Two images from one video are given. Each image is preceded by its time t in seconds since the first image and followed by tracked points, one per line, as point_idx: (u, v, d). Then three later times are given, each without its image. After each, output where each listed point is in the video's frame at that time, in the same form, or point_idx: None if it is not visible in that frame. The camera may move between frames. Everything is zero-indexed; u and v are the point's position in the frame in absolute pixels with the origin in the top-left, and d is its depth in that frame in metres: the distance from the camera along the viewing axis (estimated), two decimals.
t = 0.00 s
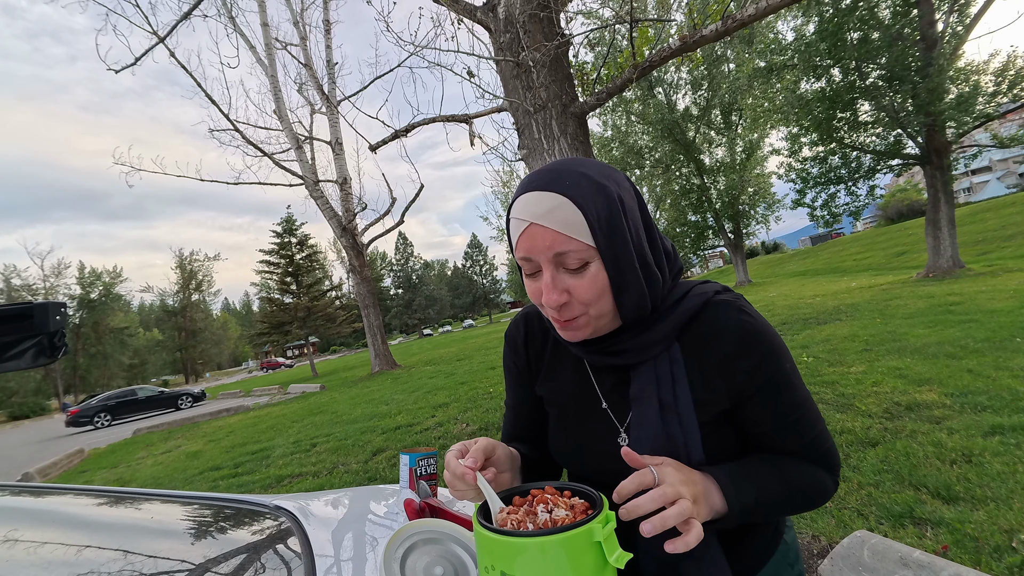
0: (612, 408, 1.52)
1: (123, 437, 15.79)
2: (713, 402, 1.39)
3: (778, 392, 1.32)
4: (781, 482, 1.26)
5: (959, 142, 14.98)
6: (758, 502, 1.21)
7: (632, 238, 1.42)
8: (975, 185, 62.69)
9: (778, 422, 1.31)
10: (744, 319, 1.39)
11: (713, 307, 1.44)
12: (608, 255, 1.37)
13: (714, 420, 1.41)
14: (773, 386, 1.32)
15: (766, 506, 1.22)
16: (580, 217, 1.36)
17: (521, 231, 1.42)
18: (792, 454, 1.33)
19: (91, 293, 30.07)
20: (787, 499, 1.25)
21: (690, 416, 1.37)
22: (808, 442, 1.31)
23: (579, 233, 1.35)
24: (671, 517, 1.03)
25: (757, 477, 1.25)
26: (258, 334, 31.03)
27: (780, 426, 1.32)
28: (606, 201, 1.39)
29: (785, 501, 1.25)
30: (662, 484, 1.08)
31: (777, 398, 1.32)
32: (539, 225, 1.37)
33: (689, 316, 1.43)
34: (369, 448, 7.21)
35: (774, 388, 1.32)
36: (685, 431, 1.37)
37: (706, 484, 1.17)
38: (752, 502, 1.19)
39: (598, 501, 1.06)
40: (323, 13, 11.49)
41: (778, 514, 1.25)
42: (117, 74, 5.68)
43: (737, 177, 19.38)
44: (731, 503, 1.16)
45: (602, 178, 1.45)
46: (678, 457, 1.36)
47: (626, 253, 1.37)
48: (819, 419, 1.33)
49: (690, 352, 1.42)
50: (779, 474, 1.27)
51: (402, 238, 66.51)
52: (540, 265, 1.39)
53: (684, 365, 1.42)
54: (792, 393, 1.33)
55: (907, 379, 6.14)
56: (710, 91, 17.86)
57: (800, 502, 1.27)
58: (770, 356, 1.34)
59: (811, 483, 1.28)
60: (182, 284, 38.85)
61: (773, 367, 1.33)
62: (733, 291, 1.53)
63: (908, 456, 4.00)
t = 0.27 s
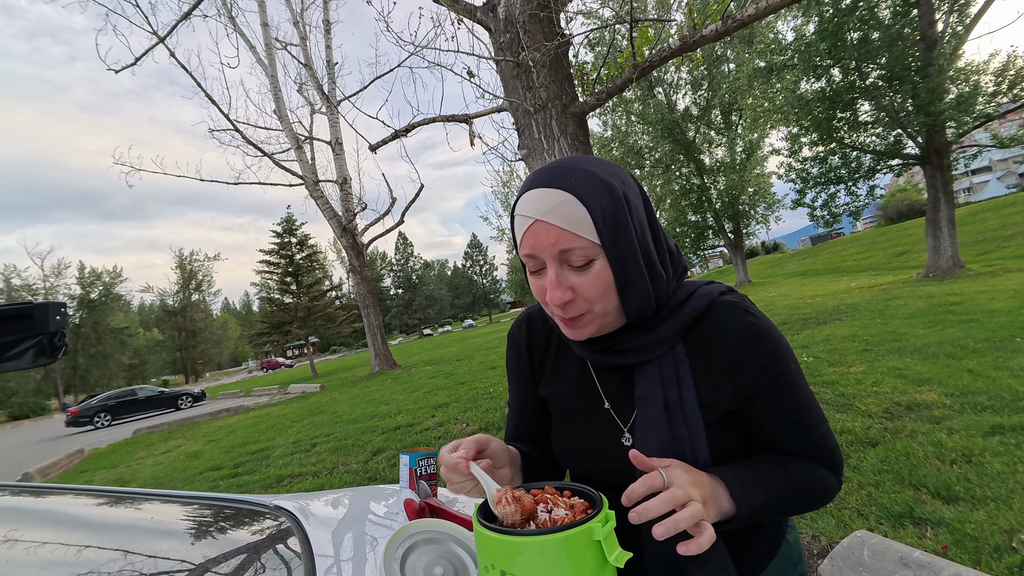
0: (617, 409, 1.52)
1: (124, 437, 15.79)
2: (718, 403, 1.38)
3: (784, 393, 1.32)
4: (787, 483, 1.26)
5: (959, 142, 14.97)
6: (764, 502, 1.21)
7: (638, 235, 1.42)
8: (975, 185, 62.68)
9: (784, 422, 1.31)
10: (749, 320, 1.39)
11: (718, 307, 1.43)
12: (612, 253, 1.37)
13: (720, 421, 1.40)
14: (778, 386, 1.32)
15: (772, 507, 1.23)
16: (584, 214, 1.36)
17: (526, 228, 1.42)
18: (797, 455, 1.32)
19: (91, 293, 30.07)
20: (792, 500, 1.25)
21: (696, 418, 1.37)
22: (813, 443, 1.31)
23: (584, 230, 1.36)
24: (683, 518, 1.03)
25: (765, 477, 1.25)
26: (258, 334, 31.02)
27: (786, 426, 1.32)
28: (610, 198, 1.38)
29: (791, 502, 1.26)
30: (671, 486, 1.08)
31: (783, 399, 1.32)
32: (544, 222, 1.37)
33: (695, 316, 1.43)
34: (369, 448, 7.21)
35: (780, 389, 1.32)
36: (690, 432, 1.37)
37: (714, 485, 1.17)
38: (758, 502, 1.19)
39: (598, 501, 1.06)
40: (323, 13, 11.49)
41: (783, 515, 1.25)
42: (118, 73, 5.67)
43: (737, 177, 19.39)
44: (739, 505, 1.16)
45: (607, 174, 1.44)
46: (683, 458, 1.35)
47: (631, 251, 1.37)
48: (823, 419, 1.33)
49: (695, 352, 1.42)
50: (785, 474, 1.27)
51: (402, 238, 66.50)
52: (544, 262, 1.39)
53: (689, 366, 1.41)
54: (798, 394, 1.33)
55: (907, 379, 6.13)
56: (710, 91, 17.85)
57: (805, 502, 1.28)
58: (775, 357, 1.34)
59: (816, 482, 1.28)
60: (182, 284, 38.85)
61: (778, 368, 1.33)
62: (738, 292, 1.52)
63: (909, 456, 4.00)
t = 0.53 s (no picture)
0: (622, 409, 1.52)
1: (124, 437, 15.80)
2: (724, 404, 1.39)
3: (790, 395, 1.33)
4: (792, 485, 1.26)
5: (959, 142, 14.97)
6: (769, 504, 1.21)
7: (641, 234, 1.42)
8: (975, 185, 62.71)
9: (788, 424, 1.32)
10: (755, 322, 1.40)
11: (723, 309, 1.44)
12: (615, 252, 1.37)
13: (726, 422, 1.40)
14: (784, 388, 1.33)
15: (775, 509, 1.23)
16: (587, 213, 1.36)
17: (529, 226, 1.42)
18: (800, 457, 1.33)
19: (91, 294, 30.07)
20: (796, 502, 1.26)
21: (702, 418, 1.37)
22: (817, 445, 1.32)
23: (586, 229, 1.36)
24: (692, 521, 1.03)
25: (770, 479, 1.25)
26: (258, 334, 31.04)
27: (791, 429, 1.33)
28: (614, 197, 1.38)
29: (795, 504, 1.26)
30: (680, 488, 1.08)
31: (788, 400, 1.33)
32: (546, 220, 1.37)
33: (701, 318, 1.43)
34: (369, 448, 7.22)
35: (786, 391, 1.33)
36: (696, 434, 1.36)
37: (721, 486, 1.17)
38: (764, 504, 1.20)
39: (598, 501, 1.06)
40: (323, 13, 11.48)
41: (786, 516, 1.26)
42: (118, 74, 5.67)
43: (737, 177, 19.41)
44: (746, 507, 1.16)
45: (611, 173, 1.44)
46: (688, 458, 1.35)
47: (633, 250, 1.37)
48: (826, 421, 1.35)
49: (702, 353, 1.42)
50: (789, 476, 1.28)
51: (402, 238, 66.49)
52: (546, 260, 1.39)
53: (695, 367, 1.41)
54: (801, 396, 1.34)
55: (907, 379, 6.14)
56: (710, 91, 17.85)
57: (809, 503, 1.28)
58: (781, 359, 1.35)
59: (820, 485, 1.29)
60: (182, 284, 38.85)
61: (783, 370, 1.34)
62: (743, 294, 1.53)
63: (908, 456, 4.00)
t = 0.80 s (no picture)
0: (623, 406, 1.52)
1: (124, 437, 15.80)
2: (726, 402, 1.39)
3: (791, 393, 1.33)
4: (793, 485, 1.26)
5: (959, 142, 14.97)
6: (771, 502, 1.21)
7: (647, 229, 1.42)
8: (975, 185, 62.70)
9: (790, 423, 1.33)
10: (758, 320, 1.40)
11: (727, 307, 1.44)
12: (621, 246, 1.37)
13: (728, 421, 1.40)
14: (786, 387, 1.33)
15: (776, 507, 1.23)
16: (593, 206, 1.37)
17: (535, 219, 1.42)
18: (802, 457, 1.33)
19: (91, 294, 30.08)
20: (797, 501, 1.26)
21: (705, 415, 1.36)
22: (818, 445, 1.33)
23: (593, 223, 1.36)
24: (695, 516, 1.03)
25: (772, 479, 1.25)
26: (258, 334, 31.03)
27: (792, 428, 1.33)
28: (620, 191, 1.38)
29: (796, 504, 1.26)
30: (681, 484, 1.08)
31: (790, 399, 1.33)
32: (552, 213, 1.37)
33: (704, 315, 1.43)
34: (369, 448, 7.22)
35: (788, 389, 1.33)
36: (699, 431, 1.36)
37: (723, 483, 1.17)
38: (766, 504, 1.19)
39: (598, 500, 1.06)
40: (323, 13, 11.48)
41: (787, 516, 1.25)
42: (118, 74, 5.67)
43: (737, 177, 19.43)
44: (748, 505, 1.16)
45: (617, 168, 1.44)
46: (690, 455, 1.35)
47: (639, 244, 1.37)
48: (827, 422, 1.35)
49: (705, 350, 1.42)
50: (790, 476, 1.28)
51: (402, 238, 66.49)
52: (552, 254, 1.39)
53: (698, 364, 1.41)
54: (803, 395, 1.34)
55: (907, 379, 6.13)
56: (710, 91, 17.85)
57: (811, 503, 1.28)
58: (783, 358, 1.35)
59: (820, 484, 1.29)
60: (182, 284, 38.84)
61: (785, 369, 1.34)
62: (746, 293, 1.54)
63: (908, 456, 4.00)
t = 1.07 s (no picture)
0: (622, 405, 1.52)
1: (124, 437, 15.80)
2: (727, 403, 1.38)
3: (794, 394, 1.33)
4: (795, 487, 1.26)
5: (959, 142, 14.97)
6: (772, 503, 1.21)
7: (649, 228, 1.42)
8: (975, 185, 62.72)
9: (791, 424, 1.33)
10: (759, 321, 1.40)
11: (729, 307, 1.44)
12: (623, 245, 1.37)
13: (729, 421, 1.40)
14: (788, 388, 1.33)
15: (778, 509, 1.23)
16: (595, 206, 1.37)
17: (537, 219, 1.43)
18: (803, 458, 1.34)
19: (91, 294, 30.08)
20: (798, 503, 1.26)
21: (706, 416, 1.36)
22: (819, 447, 1.33)
23: (595, 222, 1.36)
24: (693, 518, 1.03)
25: (772, 480, 1.25)
26: (258, 334, 31.02)
27: (793, 429, 1.33)
28: (623, 190, 1.38)
29: (797, 506, 1.26)
30: (680, 485, 1.08)
31: (791, 401, 1.33)
32: (555, 213, 1.37)
33: (706, 315, 1.43)
34: (369, 448, 7.22)
35: (790, 390, 1.33)
36: (699, 432, 1.36)
37: (725, 484, 1.18)
38: (767, 505, 1.19)
39: (598, 501, 1.06)
40: (323, 13, 11.48)
41: (788, 518, 1.25)
42: (118, 74, 5.67)
43: (737, 177, 19.43)
44: (749, 506, 1.16)
45: (620, 167, 1.44)
46: (690, 456, 1.35)
47: (642, 244, 1.37)
48: (828, 423, 1.35)
49: (706, 351, 1.42)
50: (792, 478, 1.27)
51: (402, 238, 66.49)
52: (555, 254, 1.39)
53: (699, 364, 1.41)
54: (804, 396, 1.35)
55: (907, 379, 6.14)
56: (710, 91, 17.85)
57: (811, 505, 1.28)
58: (785, 359, 1.35)
59: (820, 486, 1.29)
60: (182, 284, 38.84)
61: (787, 370, 1.34)
62: (747, 293, 1.54)
63: (908, 456, 4.00)
